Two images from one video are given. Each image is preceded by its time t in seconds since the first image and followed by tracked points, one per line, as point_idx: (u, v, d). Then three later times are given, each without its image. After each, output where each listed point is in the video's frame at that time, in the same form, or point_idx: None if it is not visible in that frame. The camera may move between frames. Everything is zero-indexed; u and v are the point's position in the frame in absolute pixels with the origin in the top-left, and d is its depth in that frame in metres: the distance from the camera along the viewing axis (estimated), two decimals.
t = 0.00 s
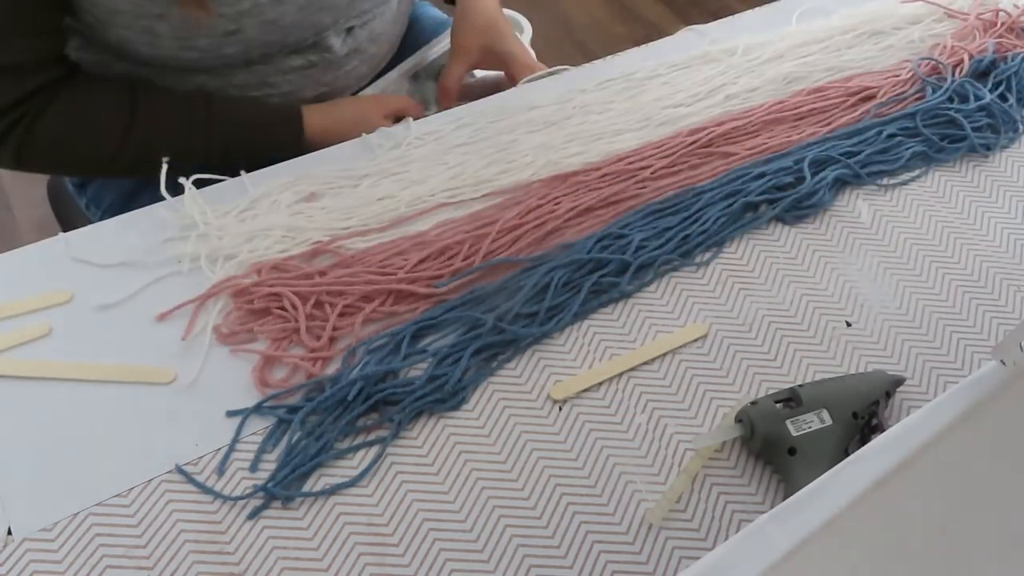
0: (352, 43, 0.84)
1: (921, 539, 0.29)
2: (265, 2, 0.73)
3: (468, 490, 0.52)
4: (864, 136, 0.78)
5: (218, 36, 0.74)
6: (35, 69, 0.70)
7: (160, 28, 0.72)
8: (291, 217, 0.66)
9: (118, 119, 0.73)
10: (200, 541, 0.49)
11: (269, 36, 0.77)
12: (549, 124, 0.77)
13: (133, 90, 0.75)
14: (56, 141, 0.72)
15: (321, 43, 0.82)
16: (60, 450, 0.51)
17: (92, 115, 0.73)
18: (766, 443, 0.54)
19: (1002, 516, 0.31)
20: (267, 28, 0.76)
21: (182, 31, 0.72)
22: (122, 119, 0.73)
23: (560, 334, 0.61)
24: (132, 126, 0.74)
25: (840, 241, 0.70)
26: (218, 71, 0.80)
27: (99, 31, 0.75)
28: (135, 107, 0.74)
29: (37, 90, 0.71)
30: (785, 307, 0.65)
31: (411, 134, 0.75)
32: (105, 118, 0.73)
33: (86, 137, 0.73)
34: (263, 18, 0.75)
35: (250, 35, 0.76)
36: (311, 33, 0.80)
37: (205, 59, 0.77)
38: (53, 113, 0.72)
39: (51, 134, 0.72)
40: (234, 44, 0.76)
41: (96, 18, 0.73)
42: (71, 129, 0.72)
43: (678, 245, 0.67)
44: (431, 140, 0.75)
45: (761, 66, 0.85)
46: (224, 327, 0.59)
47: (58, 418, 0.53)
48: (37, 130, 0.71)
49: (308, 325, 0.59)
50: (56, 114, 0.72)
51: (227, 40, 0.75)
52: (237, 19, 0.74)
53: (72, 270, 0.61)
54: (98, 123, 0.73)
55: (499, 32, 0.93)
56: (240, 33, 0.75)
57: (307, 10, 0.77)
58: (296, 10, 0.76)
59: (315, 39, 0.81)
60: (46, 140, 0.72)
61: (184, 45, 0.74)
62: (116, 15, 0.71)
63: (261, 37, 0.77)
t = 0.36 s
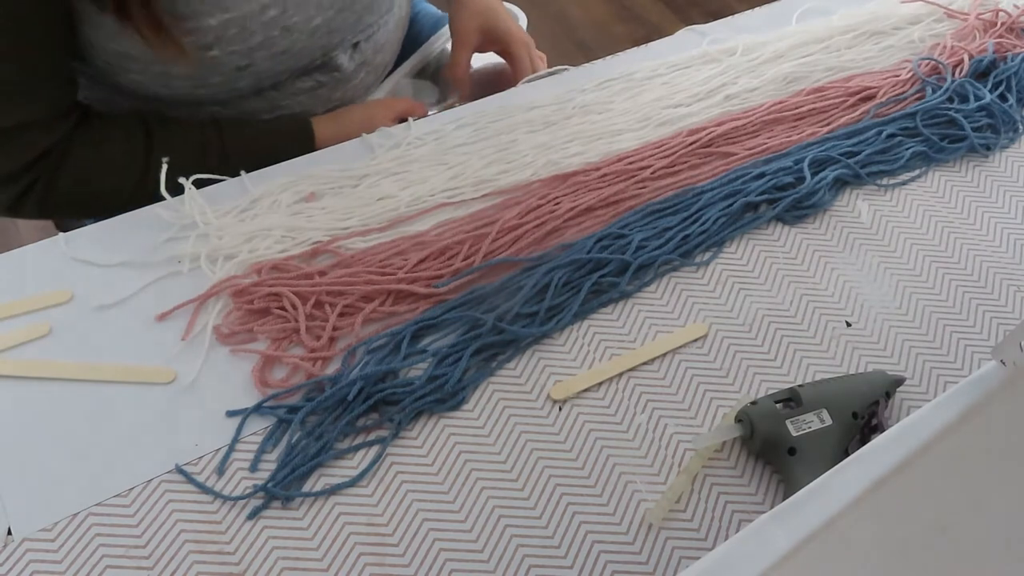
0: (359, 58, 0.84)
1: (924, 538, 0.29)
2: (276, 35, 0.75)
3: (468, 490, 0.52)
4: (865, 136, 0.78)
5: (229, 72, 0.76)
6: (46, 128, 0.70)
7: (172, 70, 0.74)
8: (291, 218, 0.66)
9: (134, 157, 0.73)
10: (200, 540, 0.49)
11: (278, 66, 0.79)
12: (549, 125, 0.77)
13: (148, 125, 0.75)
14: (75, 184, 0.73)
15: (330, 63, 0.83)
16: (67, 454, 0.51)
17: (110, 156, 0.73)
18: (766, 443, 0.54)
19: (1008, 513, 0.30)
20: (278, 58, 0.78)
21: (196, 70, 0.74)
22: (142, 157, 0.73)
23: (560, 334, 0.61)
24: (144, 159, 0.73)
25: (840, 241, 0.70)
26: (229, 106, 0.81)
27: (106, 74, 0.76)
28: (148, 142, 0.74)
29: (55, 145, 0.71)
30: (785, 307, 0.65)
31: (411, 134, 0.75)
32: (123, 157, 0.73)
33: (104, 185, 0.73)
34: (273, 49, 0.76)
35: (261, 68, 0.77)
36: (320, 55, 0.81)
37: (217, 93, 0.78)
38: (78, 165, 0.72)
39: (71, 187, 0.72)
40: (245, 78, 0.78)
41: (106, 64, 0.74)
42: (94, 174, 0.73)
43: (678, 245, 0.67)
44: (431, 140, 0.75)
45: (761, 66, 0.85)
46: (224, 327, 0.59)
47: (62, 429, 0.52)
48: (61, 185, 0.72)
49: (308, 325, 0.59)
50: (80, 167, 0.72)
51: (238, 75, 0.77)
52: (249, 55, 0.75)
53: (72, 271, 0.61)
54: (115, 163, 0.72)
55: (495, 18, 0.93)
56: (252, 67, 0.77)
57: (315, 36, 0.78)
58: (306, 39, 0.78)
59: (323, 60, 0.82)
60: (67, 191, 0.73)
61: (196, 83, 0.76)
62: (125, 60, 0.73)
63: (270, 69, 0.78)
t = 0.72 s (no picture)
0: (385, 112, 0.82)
1: (925, 538, 0.29)
2: (308, 108, 0.73)
3: (468, 490, 0.52)
4: (865, 136, 0.78)
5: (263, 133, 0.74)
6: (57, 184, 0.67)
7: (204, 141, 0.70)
8: (291, 218, 0.66)
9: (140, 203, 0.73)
10: (200, 540, 0.49)
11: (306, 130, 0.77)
12: (549, 125, 0.77)
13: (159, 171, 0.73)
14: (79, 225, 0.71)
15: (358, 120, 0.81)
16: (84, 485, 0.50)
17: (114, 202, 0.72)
18: (766, 443, 0.54)
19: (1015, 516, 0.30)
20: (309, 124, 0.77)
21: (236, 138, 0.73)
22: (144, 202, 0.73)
23: (560, 334, 0.61)
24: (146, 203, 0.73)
25: (840, 241, 0.70)
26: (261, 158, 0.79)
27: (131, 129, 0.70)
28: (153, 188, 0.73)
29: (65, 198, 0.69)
30: (785, 307, 0.65)
31: (411, 134, 0.75)
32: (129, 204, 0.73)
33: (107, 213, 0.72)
34: (303, 119, 0.75)
35: (291, 134, 0.77)
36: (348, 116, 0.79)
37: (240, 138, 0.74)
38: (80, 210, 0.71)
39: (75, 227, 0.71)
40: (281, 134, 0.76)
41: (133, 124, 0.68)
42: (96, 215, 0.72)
43: (678, 245, 0.67)
44: (430, 140, 0.75)
45: (761, 66, 0.85)
46: (224, 327, 0.59)
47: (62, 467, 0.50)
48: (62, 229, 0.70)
49: (308, 325, 0.59)
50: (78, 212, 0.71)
51: (271, 142, 0.77)
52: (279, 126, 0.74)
53: (72, 271, 0.61)
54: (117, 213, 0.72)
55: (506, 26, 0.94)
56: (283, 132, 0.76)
57: (345, 103, 0.76)
58: (336, 106, 0.76)
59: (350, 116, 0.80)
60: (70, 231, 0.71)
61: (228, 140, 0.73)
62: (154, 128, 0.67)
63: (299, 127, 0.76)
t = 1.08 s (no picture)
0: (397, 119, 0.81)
1: (925, 538, 0.29)
2: (313, 107, 0.72)
3: (469, 491, 0.52)
4: (864, 136, 0.78)
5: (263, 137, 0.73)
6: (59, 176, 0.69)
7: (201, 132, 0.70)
8: (291, 217, 0.66)
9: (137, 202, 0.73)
10: (200, 540, 0.49)
11: (311, 133, 0.77)
12: (549, 125, 0.77)
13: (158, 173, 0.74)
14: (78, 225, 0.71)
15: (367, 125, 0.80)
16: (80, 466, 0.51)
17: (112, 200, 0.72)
18: (766, 443, 0.54)
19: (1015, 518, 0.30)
20: (316, 126, 0.75)
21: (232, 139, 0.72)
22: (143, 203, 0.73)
23: (560, 334, 0.61)
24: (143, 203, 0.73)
25: (840, 241, 0.70)
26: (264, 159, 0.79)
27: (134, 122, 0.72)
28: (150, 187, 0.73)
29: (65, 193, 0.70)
30: (785, 307, 0.65)
31: (411, 134, 0.75)
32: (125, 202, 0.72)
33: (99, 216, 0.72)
34: (308, 119, 0.74)
35: (293, 135, 0.75)
36: (356, 120, 0.78)
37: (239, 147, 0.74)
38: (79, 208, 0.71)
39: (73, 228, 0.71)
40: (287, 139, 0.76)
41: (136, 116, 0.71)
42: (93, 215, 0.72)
43: (678, 245, 0.67)
44: (431, 140, 0.75)
45: (761, 66, 0.85)
46: (224, 327, 0.59)
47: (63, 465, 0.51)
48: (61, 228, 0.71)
49: (308, 325, 0.59)
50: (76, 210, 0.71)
51: (273, 143, 0.75)
52: (282, 126, 0.73)
53: (72, 270, 0.61)
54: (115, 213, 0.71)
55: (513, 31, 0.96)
56: (286, 134, 0.75)
57: (353, 105, 0.75)
58: (343, 107, 0.75)
59: (359, 121, 0.79)
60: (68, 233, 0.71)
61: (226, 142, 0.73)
62: (158, 118, 0.69)
63: (304, 130, 0.76)
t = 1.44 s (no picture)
0: (395, 112, 0.81)
1: (924, 538, 0.29)
2: (300, 82, 0.72)
3: (468, 491, 0.52)
4: (865, 136, 0.78)
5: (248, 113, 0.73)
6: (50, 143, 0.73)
7: (188, 104, 0.71)
8: (291, 217, 0.66)
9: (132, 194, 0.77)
10: (200, 540, 0.49)
11: (300, 112, 0.76)
12: (549, 124, 0.77)
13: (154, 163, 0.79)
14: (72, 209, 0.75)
15: (362, 113, 0.79)
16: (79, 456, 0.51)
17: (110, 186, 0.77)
18: (766, 443, 0.54)
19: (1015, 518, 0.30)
20: (304, 104, 0.75)
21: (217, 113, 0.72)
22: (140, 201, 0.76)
23: (560, 334, 0.61)
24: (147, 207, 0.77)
25: (840, 241, 0.70)
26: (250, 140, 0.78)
27: (127, 100, 0.75)
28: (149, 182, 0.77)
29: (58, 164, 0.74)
30: (785, 307, 0.65)
31: (411, 134, 0.75)
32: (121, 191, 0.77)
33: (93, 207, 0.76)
34: (297, 95, 0.73)
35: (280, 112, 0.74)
36: (349, 104, 0.77)
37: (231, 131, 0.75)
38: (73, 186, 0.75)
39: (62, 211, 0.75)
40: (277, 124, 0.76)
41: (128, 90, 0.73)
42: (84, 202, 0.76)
43: (678, 245, 0.67)
44: (431, 140, 0.75)
45: (761, 66, 0.85)
46: (224, 327, 0.59)
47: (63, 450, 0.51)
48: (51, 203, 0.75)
49: (308, 325, 0.59)
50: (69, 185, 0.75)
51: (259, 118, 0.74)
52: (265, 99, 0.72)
53: (71, 270, 0.61)
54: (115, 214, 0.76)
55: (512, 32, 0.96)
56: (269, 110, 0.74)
57: (344, 88, 0.74)
58: (334, 88, 0.74)
59: (353, 108, 0.79)
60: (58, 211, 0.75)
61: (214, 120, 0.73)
62: (147, 88, 0.70)
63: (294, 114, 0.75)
